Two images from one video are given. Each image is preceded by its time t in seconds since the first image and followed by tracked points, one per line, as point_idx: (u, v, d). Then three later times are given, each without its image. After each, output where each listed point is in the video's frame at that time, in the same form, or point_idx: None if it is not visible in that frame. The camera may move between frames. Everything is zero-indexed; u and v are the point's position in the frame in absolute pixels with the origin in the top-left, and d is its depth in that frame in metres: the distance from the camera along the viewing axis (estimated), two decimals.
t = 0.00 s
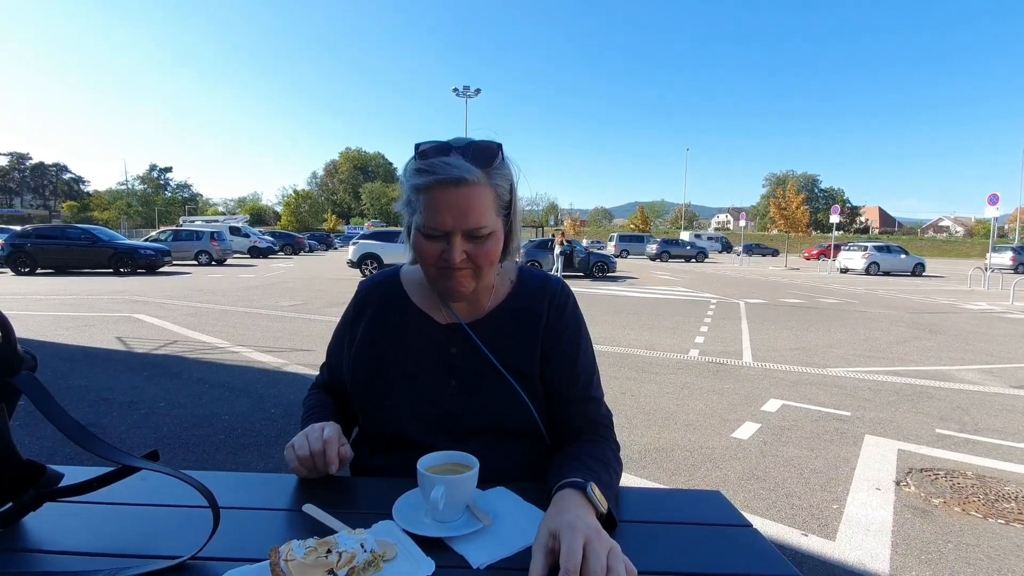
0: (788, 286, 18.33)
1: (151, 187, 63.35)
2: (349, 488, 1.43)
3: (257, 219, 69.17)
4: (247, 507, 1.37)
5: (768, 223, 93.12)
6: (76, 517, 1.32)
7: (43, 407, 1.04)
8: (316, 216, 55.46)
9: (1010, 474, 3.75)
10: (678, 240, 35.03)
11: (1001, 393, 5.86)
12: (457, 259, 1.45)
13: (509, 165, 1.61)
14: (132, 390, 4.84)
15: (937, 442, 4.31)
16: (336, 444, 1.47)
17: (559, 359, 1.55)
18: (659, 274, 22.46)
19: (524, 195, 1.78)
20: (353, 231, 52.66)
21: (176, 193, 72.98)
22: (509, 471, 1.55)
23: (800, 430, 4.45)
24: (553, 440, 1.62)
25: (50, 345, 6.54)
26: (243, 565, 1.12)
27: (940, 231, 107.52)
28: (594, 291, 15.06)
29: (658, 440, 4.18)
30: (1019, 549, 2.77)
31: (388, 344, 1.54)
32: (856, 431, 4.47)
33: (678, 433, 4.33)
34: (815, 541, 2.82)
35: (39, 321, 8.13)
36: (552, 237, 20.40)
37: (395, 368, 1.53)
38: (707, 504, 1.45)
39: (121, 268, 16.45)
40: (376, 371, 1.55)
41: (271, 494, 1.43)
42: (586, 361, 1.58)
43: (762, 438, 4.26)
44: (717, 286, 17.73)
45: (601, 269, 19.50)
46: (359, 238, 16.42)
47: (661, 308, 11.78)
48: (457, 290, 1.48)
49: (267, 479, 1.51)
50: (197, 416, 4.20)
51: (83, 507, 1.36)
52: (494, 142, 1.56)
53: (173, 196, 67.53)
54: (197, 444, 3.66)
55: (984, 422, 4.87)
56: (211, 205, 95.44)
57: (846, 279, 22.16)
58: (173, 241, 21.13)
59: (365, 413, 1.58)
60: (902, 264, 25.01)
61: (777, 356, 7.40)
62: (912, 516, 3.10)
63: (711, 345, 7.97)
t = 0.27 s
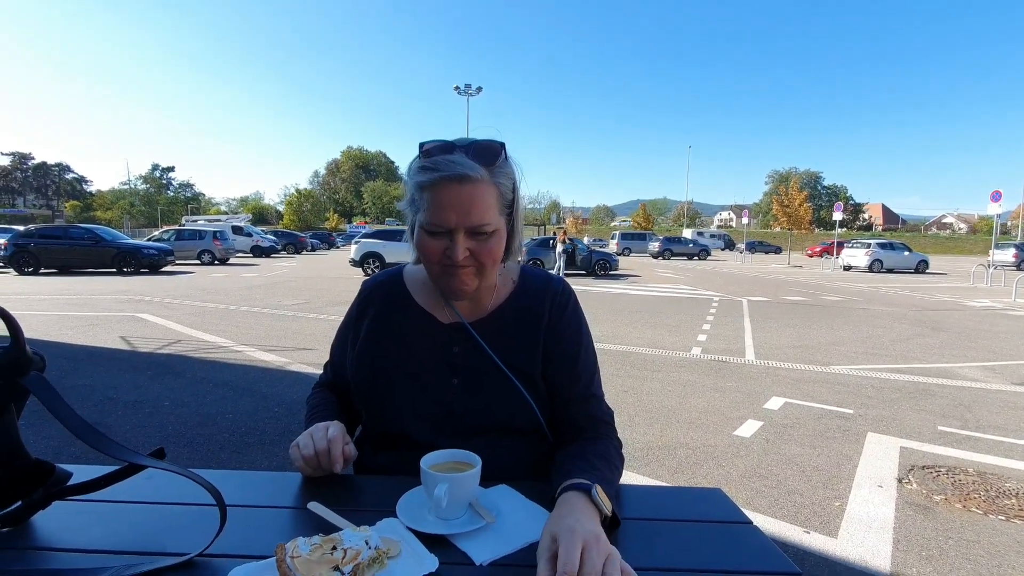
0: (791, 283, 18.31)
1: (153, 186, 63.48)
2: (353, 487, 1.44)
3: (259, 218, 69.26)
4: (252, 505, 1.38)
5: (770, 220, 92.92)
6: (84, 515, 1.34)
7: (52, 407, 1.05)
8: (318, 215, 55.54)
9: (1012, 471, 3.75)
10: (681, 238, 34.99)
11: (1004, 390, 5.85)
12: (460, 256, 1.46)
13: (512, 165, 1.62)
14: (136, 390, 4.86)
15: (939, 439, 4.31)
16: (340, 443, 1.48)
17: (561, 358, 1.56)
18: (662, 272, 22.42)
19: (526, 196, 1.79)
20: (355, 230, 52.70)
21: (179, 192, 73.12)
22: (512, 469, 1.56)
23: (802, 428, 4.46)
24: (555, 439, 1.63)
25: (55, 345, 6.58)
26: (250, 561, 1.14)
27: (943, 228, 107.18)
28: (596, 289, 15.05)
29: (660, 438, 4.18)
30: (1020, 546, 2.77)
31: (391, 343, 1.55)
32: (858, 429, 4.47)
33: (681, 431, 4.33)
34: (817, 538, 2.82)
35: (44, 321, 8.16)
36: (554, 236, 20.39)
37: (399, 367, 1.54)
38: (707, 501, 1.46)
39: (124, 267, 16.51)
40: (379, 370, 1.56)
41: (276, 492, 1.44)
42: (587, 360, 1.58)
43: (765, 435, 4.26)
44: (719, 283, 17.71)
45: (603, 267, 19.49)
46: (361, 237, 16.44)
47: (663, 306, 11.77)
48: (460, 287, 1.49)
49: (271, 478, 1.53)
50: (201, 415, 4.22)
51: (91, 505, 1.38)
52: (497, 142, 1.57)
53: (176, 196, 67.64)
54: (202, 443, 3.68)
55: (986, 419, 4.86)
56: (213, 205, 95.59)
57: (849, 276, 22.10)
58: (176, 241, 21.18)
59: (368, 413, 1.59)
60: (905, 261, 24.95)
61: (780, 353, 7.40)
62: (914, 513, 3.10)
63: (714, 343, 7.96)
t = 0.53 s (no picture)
0: (793, 282, 18.27)
1: (156, 187, 63.59)
2: (354, 483, 1.45)
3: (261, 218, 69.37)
4: (254, 502, 1.38)
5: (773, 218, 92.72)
6: (86, 512, 1.34)
7: (55, 404, 1.06)
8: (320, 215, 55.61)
9: (1016, 469, 3.73)
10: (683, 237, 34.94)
11: (1008, 388, 5.84)
12: (461, 249, 1.46)
13: (513, 160, 1.63)
14: (139, 389, 4.87)
15: (942, 437, 4.30)
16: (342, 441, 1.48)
17: (561, 354, 1.55)
18: (664, 271, 22.39)
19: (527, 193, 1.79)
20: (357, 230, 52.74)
21: (181, 193, 73.25)
22: (512, 465, 1.56)
23: (805, 426, 4.45)
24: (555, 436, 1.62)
25: (59, 345, 6.60)
26: (252, 557, 1.14)
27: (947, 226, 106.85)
28: (598, 288, 15.04)
29: (663, 436, 4.18)
30: None
31: (392, 340, 1.55)
32: (861, 427, 4.46)
33: (683, 430, 4.33)
34: (820, 537, 2.82)
35: (47, 321, 8.18)
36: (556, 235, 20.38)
37: (399, 364, 1.54)
38: (708, 498, 1.46)
39: (128, 267, 16.57)
40: (380, 367, 1.56)
41: (278, 489, 1.44)
42: (588, 356, 1.58)
43: (767, 434, 4.25)
44: (722, 282, 17.68)
45: (606, 266, 19.48)
46: (363, 236, 16.45)
47: (666, 305, 11.76)
48: (461, 281, 1.49)
49: (273, 475, 1.53)
50: (204, 414, 4.23)
51: (94, 503, 1.38)
52: (498, 136, 1.57)
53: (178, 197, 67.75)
54: (205, 442, 3.69)
55: (990, 417, 4.85)
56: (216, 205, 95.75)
57: (852, 275, 22.05)
58: (178, 241, 21.23)
59: (369, 410, 1.59)
60: (908, 259, 24.89)
61: (783, 352, 7.38)
62: (918, 512, 3.09)
63: (716, 342, 7.96)
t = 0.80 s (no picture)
0: (796, 278, 18.23)
1: (159, 186, 63.68)
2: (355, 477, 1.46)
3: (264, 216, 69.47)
4: (255, 495, 1.39)
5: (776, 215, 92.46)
6: (89, 505, 1.35)
7: (58, 399, 1.06)
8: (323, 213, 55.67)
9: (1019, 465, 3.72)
10: (686, 233, 34.87)
11: (1012, 384, 5.82)
12: (458, 244, 1.46)
13: (511, 155, 1.63)
14: (143, 387, 4.88)
15: (946, 433, 4.29)
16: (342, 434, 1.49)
17: (560, 350, 1.56)
18: (666, 268, 22.36)
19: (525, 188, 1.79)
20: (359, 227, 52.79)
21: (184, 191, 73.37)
22: (511, 461, 1.56)
23: (807, 422, 4.44)
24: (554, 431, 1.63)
25: (64, 342, 6.63)
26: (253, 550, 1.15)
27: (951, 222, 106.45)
28: (600, 285, 15.03)
29: (665, 433, 4.18)
30: None
31: (391, 336, 1.56)
32: (864, 423, 4.45)
33: (686, 426, 4.33)
34: (822, 533, 2.82)
35: (51, 319, 8.21)
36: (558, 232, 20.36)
37: (399, 360, 1.54)
38: (706, 492, 1.46)
39: (132, 266, 16.62)
40: (380, 363, 1.56)
41: (279, 483, 1.45)
42: (587, 352, 1.58)
43: (770, 430, 4.25)
44: (725, 279, 17.65)
45: (608, 263, 19.46)
46: (366, 234, 16.46)
47: (668, 302, 11.75)
48: (459, 275, 1.49)
49: (274, 469, 1.53)
50: (207, 411, 4.24)
51: (97, 496, 1.39)
52: (496, 130, 1.57)
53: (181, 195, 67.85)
54: (208, 438, 3.70)
55: (994, 413, 4.84)
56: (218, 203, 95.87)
57: (856, 271, 22.00)
58: (182, 239, 21.27)
59: (369, 406, 1.60)
60: (912, 254, 24.80)
61: (786, 348, 7.36)
62: (920, 508, 3.09)
63: (719, 338, 7.95)
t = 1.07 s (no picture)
0: (800, 271, 18.17)
1: (162, 181, 63.71)
2: (358, 465, 1.47)
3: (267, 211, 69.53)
4: (259, 483, 1.40)
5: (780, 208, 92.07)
6: (97, 493, 1.37)
7: (64, 388, 1.07)
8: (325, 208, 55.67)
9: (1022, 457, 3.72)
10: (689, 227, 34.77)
11: (1016, 377, 5.80)
12: (458, 233, 1.46)
13: (510, 145, 1.63)
14: (147, 380, 4.91)
15: (949, 426, 4.28)
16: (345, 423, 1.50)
17: (561, 339, 1.56)
18: (669, 262, 22.32)
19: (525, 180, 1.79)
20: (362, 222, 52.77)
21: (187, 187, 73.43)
22: (513, 450, 1.57)
23: (810, 415, 4.45)
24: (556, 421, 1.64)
25: (68, 337, 6.67)
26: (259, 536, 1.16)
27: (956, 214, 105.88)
28: (603, 279, 15.01)
29: (667, 425, 4.19)
30: None
31: (392, 327, 1.56)
32: (867, 416, 4.45)
33: (688, 419, 4.33)
34: (824, 524, 2.83)
35: (56, 314, 8.25)
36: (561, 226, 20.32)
37: (400, 350, 1.55)
38: (705, 480, 1.47)
39: (135, 261, 16.68)
40: (381, 354, 1.57)
41: (283, 471, 1.46)
42: (588, 341, 1.59)
43: (772, 423, 4.26)
44: (728, 272, 17.61)
45: (611, 257, 19.43)
46: (368, 229, 16.46)
47: (671, 295, 11.74)
48: (459, 265, 1.49)
49: (278, 458, 1.55)
50: (211, 404, 4.27)
51: (104, 484, 1.41)
52: (495, 120, 1.57)
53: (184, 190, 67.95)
54: (212, 431, 3.72)
55: (998, 406, 4.83)
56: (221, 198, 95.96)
57: (860, 264, 21.91)
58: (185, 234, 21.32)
59: (371, 396, 1.61)
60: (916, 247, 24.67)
61: (789, 342, 7.35)
62: (922, 499, 3.09)
63: (721, 332, 7.94)
